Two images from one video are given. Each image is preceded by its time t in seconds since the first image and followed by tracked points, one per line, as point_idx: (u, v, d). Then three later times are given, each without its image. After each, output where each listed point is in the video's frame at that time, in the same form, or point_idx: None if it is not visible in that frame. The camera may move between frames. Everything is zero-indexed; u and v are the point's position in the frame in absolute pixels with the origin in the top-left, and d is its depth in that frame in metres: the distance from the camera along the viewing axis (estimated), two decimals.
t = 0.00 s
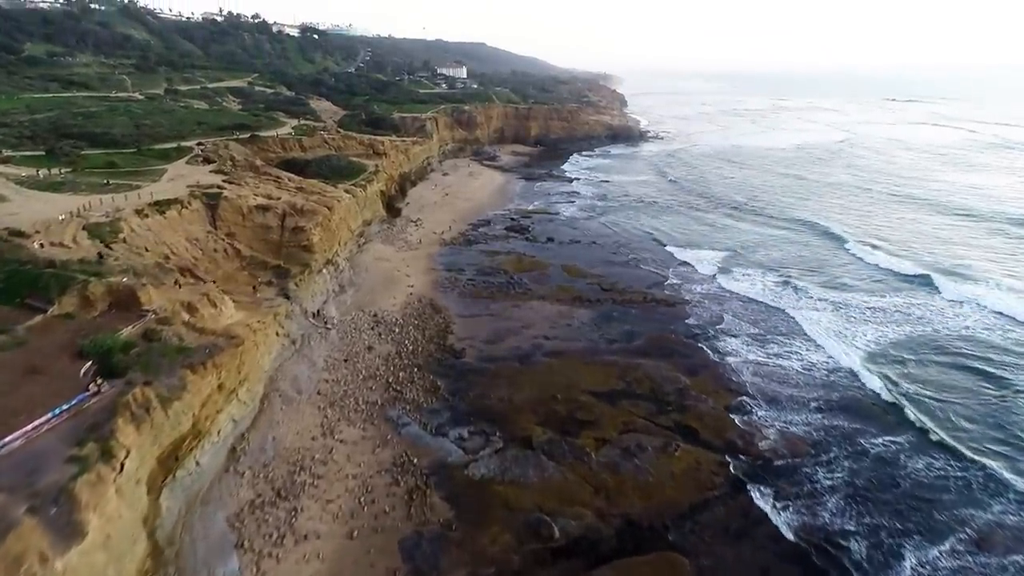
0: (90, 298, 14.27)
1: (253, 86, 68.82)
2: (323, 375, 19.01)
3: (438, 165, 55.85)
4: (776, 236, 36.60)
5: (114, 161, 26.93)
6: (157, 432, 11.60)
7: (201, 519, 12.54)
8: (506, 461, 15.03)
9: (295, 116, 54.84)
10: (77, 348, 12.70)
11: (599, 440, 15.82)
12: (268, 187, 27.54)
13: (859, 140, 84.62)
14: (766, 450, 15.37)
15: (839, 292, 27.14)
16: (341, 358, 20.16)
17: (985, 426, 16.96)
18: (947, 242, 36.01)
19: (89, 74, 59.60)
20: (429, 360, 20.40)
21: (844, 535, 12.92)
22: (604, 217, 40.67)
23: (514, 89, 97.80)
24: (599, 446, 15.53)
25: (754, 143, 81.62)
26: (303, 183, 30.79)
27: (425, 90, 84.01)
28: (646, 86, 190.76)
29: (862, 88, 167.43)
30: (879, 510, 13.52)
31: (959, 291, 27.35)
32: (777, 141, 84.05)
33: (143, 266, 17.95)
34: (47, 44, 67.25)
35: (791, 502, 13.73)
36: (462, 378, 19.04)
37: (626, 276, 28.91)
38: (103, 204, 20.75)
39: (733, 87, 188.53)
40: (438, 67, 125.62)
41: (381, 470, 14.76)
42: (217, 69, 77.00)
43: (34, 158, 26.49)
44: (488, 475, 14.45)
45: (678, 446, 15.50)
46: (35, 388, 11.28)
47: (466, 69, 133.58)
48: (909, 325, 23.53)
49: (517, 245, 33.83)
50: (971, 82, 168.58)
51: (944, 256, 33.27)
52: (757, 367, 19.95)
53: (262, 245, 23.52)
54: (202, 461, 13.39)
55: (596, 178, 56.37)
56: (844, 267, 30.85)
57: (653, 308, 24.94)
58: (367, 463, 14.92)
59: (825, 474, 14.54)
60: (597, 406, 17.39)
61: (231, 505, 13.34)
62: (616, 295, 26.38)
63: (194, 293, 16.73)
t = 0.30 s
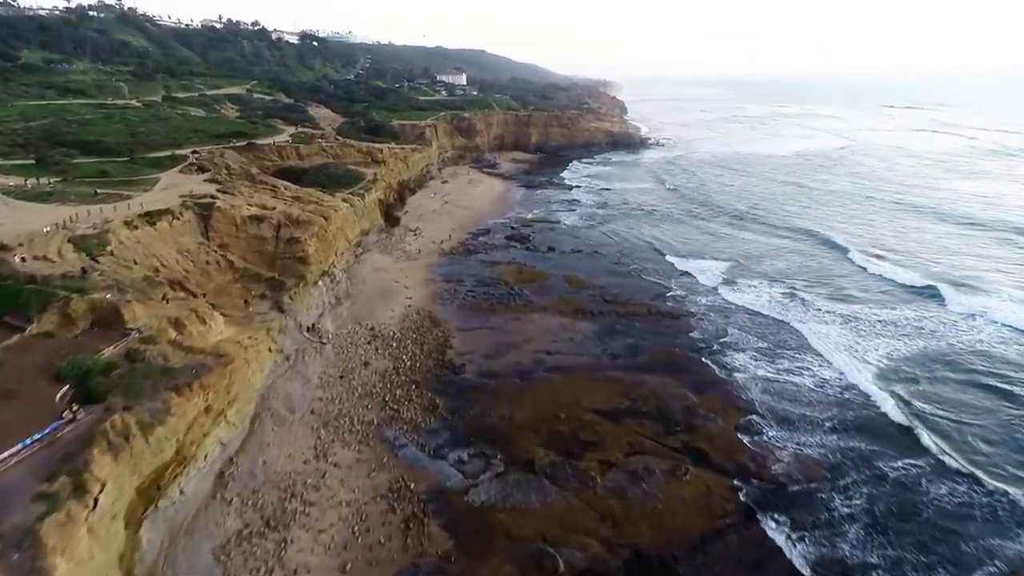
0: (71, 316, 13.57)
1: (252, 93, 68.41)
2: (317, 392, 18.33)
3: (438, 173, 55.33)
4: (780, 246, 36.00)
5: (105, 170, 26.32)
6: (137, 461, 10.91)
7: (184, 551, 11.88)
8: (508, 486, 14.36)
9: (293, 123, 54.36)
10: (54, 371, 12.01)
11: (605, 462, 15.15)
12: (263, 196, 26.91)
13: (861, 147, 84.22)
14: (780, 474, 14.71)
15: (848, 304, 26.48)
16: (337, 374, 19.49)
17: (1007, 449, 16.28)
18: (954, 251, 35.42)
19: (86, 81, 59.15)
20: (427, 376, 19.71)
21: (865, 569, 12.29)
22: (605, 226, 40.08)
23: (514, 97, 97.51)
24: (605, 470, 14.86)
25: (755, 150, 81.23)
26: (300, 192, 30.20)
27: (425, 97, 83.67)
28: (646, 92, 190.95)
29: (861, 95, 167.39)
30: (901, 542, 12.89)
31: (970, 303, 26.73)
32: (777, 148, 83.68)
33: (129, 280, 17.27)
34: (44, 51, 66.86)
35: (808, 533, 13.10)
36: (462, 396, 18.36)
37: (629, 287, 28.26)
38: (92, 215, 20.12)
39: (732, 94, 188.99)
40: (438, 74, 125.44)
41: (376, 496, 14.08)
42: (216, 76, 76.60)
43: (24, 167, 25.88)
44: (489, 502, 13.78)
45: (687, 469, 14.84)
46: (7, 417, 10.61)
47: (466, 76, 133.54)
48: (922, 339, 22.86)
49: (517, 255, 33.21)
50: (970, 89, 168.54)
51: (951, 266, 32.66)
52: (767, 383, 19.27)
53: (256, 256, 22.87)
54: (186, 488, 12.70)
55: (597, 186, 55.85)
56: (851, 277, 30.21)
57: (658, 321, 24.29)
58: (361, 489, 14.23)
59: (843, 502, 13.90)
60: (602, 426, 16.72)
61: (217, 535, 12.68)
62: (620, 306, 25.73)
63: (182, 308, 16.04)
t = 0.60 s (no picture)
0: (49, 335, 12.85)
1: (250, 100, 67.92)
2: (310, 412, 17.64)
3: (437, 180, 54.76)
4: (785, 255, 35.37)
5: (95, 179, 25.64)
6: (113, 495, 10.22)
7: None
8: (509, 515, 13.65)
9: (290, 131, 53.81)
10: (25, 396, 11.27)
11: (611, 488, 14.44)
12: (258, 206, 26.24)
13: (862, 154, 83.82)
14: (796, 501, 14.01)
15: (858, 316, 25.79)
16: (331, 391, 18.80)
17: None
18: (961, 261, 34.82)
19: (83, 88, 58.63)
20: (425, 393, 19.00)
21: None
22: (607, 235, 39.47)
23: (514, 103, 97.15)
24: (612, 496, 14.15)
25: (756, 157, 80.75)
26: (296, 201, 29.55)
27: (424, 104, 83.25)
28: (646, 99, 191.00)
29: (860, 102, 167.34)
30: None
31: (982, 315, 26.07)
32: (778, 155, 83.29)
33: (115, 296, 16.58)
34: (41, 58, 66.38)
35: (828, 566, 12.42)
36: (461, 415, 17.65)
37: (632, 299, 27.58)
38: (78, 226, 19.40)
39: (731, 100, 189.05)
40: (437, 81, 125.26)
41: (370, 525, 13.39)
42: (214, 83, 76.15)
43: (11, 176, 25.20)
44: (490, 532, 13.07)
45: (698, 495, 14.14)
46: None
47: (466, 83, 133.36)
48: (935, 352, 22.21)
49: (518, 264, 32.54)
50: (969, 96, 168.54)
51: (960, 277, 32.02)
52: (778, 401, 18.57)
53: (248, 268, 22.18)
54: (169, 520, 12.01)
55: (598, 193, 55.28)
56: (858, 288, 29.57)
57: (663, 334, 23.62)
58: (354, 517, 13.55)
59: (863, 531, 13.25)
60: (608, 447, 16.00)
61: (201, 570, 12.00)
62: (624, 318, 25.02)
63: (168, 324, 15.33)
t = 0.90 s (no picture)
0: (23, 355, 12.09)
1: (248, 107, 67.41)
2: (304, 432, 16.94)
3: (437, 187, 54.18)
4: (790, 264, 34.70)
5: (85, 189, 24.97)
6: (86, 532, 9.54)
7: None
8: (511, 545, 12.99)
9: (288, 137, 53.22)
10: None
11: (618, 515, 13.77)
12: (252, 215, 25.59)
13: (864, 160, 83.41)
14: (813, 529, 13.34)
15: (868, 328, 25.08)
16: (325, 409, 18.08)
17: None
18: (969, 271, 34.19)
19: (79, 95, 58.07)
20: (422, 411, 18.31)
21: None
22: (609, 243, 38.83)
23: (514, 110, 96.80)
24: (619, 524, 13.49)
25: (756, 163, 80.26)
26: (291, 210, 28.90)
27: (424, 110, 82.81)
28: (646, 105, 190.91)
29: (859, 108, 167.37)
30: None
31: (995, 327, 25.41)
32: (779, 161, 82.83)
33: (99, 311, 15.87)
34: (37, 64, 65.86)
35: None
36: (461, 434, 16.96)
37: (636, 310, 26.86)
38: (63, 237, 18.71)
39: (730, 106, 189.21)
40: (437, 87, 125.04)
41: (363, 557, 12.72)
42: (212, 89, 75.65)
43: None
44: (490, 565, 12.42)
45: (709, 523, 13.47)
46: None
47: (466, 89, 133.26)
48: (951, 367, 21.49)
49: (518, 274, 31.87)
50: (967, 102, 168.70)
51: (969, 287, 31.39)
52: (790, 419, 17.84)
53: (241, 280, 21.50)
54: (148, 555, 11.33)
55: (599, 201, 54.69)
56: (867, 298, 28.87)
57: (668, 346, 22.92)
58: (347, 548, 12.88)
59: (885, 564, 12.57)
60: (614, 469, 15.31)
61: None
62: (627, 330, 24.31)
63: (153, 342, 14.63)
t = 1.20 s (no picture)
0: None
1: (246, 113, 66.87)
2: (296, 452, 16.21)
3: (436, 194, 53.56)
4: (796, 273, 34.04)
5: (73, 197, 24.25)
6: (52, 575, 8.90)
7: None
8: None
9: (285, 144, 52.62)
10: None
11: (626, 545, 13.09)
12: (246, 224, 24.90)
13: (865, 166, 82.94)
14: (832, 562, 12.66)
15: (879, 340, 24.33)
16: (318, 428, 17.35)
17: None
18: (978, 280, 33.54)
19: (75, 101, 57.47)
20: (418, 429, 17.56)
21: None
22: (611, 251, 38.19)
23: (514, 116, 96.44)
24: (627, 555, 12.82)
25: (758, 169, 79.71)
26: (286, 218, 28.20)
27: (423, 116, 82.36)
28: (645, 111, 190.67)
29: (858, 113, 167.11)
30: None
31: (1009, 339, 24.70)
32: (781, 167, 82.29)
33: (81, 327, 15.17)
34: (34, 70, 65.34)
35: None
36: (460, 455, 16.26)
37: (640, 320, 26.16)
38: (46, 248, 17.98)
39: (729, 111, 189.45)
40: (437, 94, 124.79)
41: None
42: (210, 95, 75.15)
43: None
44: None
45: (722, 554, 12.82)
46: None
47: (466, 95, 133.10)
48: (968, 382, 20.75)
49: (519, 284, 31.19)
50: (967, 108, 168.55)
51: (979, 297, 30.71)
52: (803, 438, 17.09)
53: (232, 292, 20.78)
54: None
55: (600, 207, 54.11)
56: (876, 309, 28.18)
57: (674, 359, 22.21)
58: None
59: None
60: (621, 492, 14.62)
61: None
62: (631, 343, 23.61)
63: (136, 360, 13.93)
